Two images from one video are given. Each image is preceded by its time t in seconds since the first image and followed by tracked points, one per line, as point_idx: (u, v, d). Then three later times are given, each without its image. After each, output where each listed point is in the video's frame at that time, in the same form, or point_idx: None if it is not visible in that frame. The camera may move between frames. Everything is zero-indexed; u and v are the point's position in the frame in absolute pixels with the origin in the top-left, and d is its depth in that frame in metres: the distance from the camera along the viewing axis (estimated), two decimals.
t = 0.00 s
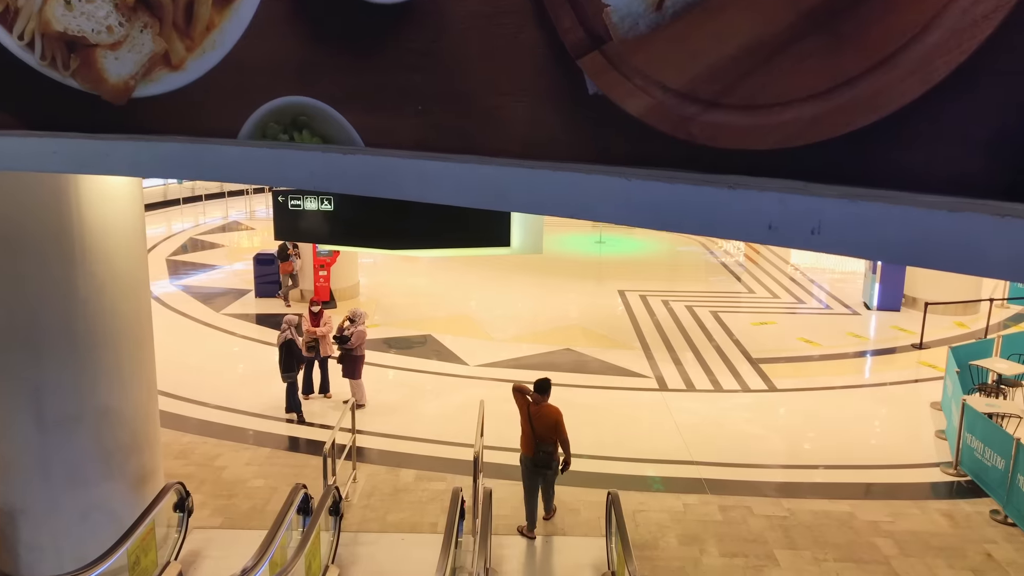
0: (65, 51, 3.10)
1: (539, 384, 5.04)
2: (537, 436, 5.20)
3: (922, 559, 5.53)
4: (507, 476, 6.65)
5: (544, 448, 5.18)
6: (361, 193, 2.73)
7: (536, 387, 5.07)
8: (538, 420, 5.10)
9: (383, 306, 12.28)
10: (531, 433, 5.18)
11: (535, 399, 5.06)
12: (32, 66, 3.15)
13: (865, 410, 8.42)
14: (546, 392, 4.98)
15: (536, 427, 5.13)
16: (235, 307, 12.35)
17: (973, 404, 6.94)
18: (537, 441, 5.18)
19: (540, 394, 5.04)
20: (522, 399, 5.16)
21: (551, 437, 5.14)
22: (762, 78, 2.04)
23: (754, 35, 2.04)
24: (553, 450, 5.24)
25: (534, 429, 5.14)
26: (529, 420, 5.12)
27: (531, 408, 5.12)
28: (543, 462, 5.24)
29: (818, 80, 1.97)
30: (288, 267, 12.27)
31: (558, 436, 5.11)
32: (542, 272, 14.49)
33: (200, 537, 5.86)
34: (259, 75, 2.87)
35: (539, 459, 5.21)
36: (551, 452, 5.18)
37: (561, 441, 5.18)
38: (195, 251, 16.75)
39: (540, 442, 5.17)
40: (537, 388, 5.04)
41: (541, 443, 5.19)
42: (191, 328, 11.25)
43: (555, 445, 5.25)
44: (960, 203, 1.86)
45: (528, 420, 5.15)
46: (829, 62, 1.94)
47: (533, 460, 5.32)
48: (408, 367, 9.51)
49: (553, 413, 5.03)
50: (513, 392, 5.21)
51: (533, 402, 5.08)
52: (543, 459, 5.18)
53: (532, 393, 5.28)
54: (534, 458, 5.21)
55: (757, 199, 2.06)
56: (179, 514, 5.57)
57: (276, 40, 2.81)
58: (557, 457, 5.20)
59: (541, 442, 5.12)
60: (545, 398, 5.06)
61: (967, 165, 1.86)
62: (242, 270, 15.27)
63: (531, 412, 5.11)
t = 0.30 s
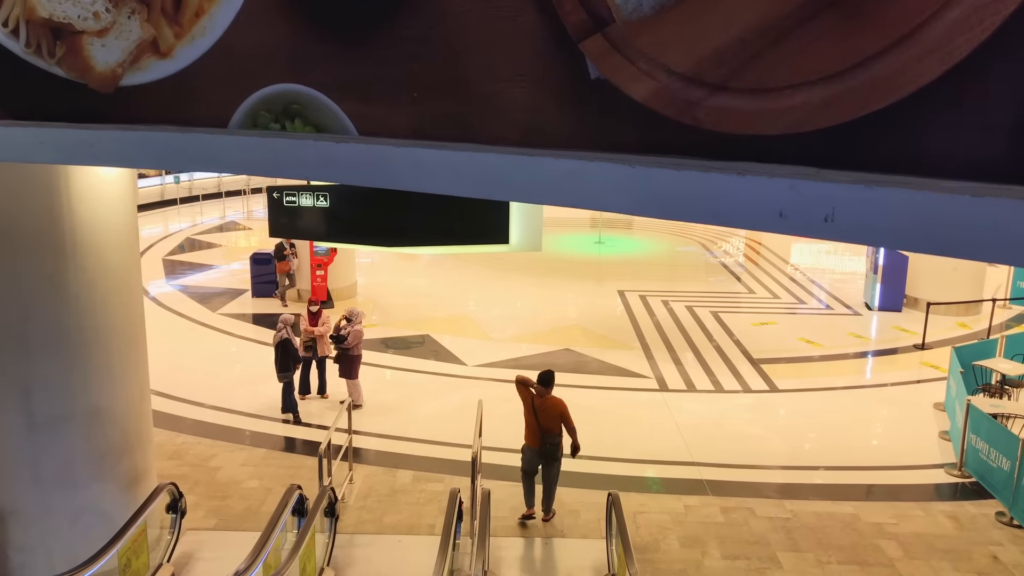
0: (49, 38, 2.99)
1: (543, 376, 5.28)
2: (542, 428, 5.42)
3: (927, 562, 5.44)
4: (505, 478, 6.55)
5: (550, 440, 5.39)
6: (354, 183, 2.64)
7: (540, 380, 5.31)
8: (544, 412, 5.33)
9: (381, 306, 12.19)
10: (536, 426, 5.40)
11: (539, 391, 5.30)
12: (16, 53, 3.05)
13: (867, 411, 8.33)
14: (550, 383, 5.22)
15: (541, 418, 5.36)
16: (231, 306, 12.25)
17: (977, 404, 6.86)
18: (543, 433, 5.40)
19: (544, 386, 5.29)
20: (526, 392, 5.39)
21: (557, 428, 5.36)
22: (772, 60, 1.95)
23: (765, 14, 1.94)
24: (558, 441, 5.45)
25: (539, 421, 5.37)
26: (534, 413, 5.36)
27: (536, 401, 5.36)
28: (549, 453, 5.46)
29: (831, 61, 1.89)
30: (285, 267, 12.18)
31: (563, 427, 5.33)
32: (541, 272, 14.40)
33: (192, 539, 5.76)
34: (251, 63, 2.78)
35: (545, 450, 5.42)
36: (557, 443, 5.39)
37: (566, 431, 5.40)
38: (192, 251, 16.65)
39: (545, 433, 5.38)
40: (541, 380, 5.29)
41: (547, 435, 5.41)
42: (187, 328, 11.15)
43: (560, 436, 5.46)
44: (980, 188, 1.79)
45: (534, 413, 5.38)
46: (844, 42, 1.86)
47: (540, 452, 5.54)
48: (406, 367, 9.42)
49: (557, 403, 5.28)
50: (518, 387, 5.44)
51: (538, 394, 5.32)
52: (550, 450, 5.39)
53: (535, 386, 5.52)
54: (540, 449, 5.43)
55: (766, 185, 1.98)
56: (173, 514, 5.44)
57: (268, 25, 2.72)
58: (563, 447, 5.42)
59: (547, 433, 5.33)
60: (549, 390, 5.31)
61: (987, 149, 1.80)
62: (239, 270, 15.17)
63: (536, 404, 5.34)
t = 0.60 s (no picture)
0: (35, 24, 2.90)
1: (538, 371, 5.30)
2: (541, 422, 5.47)
3: (932, 564, 5.35)
4: (504, 479, 6.46)
5: (550, 433, 5.44)
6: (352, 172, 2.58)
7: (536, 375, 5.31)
8: (541, 406, 5.39)
9: (379, 306, 12.10)
10: (535, 420, 5.45)
11: (536, 385, 5.34)
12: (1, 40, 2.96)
13: (869, 411, 8.25)
14: (547, 378, 5.25)
15: (539, 413, 5.41)
16: (227, 306, 12.16)
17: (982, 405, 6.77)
18: (542, 428, 5.45)
19: (540, 381, 5.31)
20: (523, 387, 5.44)
21: (555, 421, 5.42)
22: (783, 39, 1.88)
23: None
24: (558, 434, 5.49)
25: (538, 416, 5.42)
26: (532, 407, 5.41)
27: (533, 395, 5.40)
28: (550, 447, 5.49)
29: (845, 39, 1.81)
30: (282, 266, 12.09)
31: (562, 420, 5.39)
32: (540, 272, 14.31)
33: (186, 541, 5.66)
34: (242, 48, 2.70)
35: (546, 445, 5.46)
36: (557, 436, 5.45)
37: (565, 423, 5.46)
38: (189, 251, 16.55)
39: (544, 428, 5.44)
40: (537, 375, 5.29)
41: (546, 428, 5.46)
42: (183, 328, 11.07)
43: (559, 428, 5.51)
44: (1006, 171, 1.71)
45: (532, 408, 5.42)
46: (859, 19, 1.78)
47: (539, 446, 5.58)
48: (404, 367, 9.33)
49: (554, 397, 5.33)
50: (515, 382, 5.49)
51: (534, 389, 5.36)
52: (550, 444, 5.43)
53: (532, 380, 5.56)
54: (541, 444, 5.48)
55: (778, 169, 1.93)
56: (165, 516, 5.35)
57: (258, 9, 2.63)
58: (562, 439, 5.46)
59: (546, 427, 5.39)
60: (546, 384, 5.34)
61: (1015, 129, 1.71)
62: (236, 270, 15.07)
63: (534, 399, 5.39)
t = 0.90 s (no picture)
0: (21, 10, 2.81)
1: (530, 362, 5.32)
2: (532, 414, 5.45)
3: (938, 565, 5.27)
4: (503, 479, 6.37)
5: (541, 426, 5.43)
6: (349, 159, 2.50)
7: (527, 366, 5.33)
8: (532, 398, 5.38)
9: (377, 305, 12.02)
10: (526, 412, 5.44)
11: (527, 377, 5.35)
12: None
13: (872, 411, 8.17)
14: (537, 369, 5.24)
15: (530, 405, 5.40)
16: (225, 306, 12.07)
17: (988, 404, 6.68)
18: (533, 420, 5.44)
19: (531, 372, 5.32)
20: (514, 379, 5.44)
21: (547, 413, 5.41)
22: (794, 17, 1.84)
23: None
24: (549, 427, 5.48)
25: (529, 408, 5.41)
26: (523, 399, 5.40)
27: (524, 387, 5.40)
28: (541, 439, 5.48)
29: (859, 17, 1.77)
30: (280, 266, 12.01)
31: (553, 412, 5.37)
32: (540, 272, 14.22)
33: (180, 541, 5.58)
34: (233, 33, 2.62)
35: (537, 437, 5.45)
36: (548, 429, 5.43)
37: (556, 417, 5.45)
38: (188, 250, 16.46)
39: (536, 420, 5.42)
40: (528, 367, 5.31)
41: (537, 421, 5.44)
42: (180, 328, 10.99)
43: (551, 421, 5.50)
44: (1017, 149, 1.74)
45: (523, 400, 5.42)
46: None
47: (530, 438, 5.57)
48: (402, 367, 9.24)
49: (546, 390, 5.33)
50: (506, 374, 5.51)
51: (526, 381, 5.37)
52: (541, 437, 5.43)
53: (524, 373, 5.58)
54: (532, 436, 5.46)
55: (792, 151, 1.92)
56: (158, 517, 5.28)
57: None
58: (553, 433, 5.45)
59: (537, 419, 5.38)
60: (537, 376, 5.35)
61: None
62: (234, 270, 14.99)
63: (525, 390, 5.40)
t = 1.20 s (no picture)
0: None
1: (526, 356, 5.43)
2: (528, 408, 5.54)
3: (945, 567, 5.18)
4: (503, 479, 6.29)
5: (537, 419, 5.50)
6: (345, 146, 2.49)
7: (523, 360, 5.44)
8: (529, 392, 5.48)
9: (376, 305, 11.93)
10: (522, 406, 5.53)
11: (523, 370, 5.46)
12: None
13: (876, 411, 8.08)
14: (534, 362, 5.37)
15: (526, 398, 5.49)
16: (222, 306, 11.98)
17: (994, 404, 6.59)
18: (529, 414, 5.51)
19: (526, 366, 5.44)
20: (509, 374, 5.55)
21: (542, 407, 5.49)
22: None
23: None
24: (545, 421, 5.56)
25: (524, 402, 5.50)
26: (519, 393, 5.49)
27: (520, 381, 5.50)
28: (536, 433, 5.55)
29: None
30: (278, 265, 11.93)
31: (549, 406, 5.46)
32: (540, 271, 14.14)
33: (176, 543, 5.50)
34: (228, 16, 2.56)
35: (533, 431, 5.52)
36: (544, 423, 5.50)
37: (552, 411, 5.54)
38: (185, 250, 16.36)
39: (532, 414, 5.49)
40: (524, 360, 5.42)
41: (533, 415, 5.52)
42: (177, 328, 10.90)
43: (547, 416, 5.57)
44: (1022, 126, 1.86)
45: (518, 393, 5.51)
46: None
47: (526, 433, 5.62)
48: (402, 366, 9.16)
49: (541, 382, 5.44)
50: (501, 370, 5.61)
51: (521, 374, 5.48)
52: (537, 430, 5.49)
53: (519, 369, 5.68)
54: (528, 430, 5.52)
55: (808, 134, 2.03)
56: (153, 518, 5.21)
57: None
58: (548, 427, 5.52)
59: (533, 412, 5.46)
60: (533, 369, 5.47)
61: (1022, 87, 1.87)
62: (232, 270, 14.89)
63: (521, 384, 5.50)
